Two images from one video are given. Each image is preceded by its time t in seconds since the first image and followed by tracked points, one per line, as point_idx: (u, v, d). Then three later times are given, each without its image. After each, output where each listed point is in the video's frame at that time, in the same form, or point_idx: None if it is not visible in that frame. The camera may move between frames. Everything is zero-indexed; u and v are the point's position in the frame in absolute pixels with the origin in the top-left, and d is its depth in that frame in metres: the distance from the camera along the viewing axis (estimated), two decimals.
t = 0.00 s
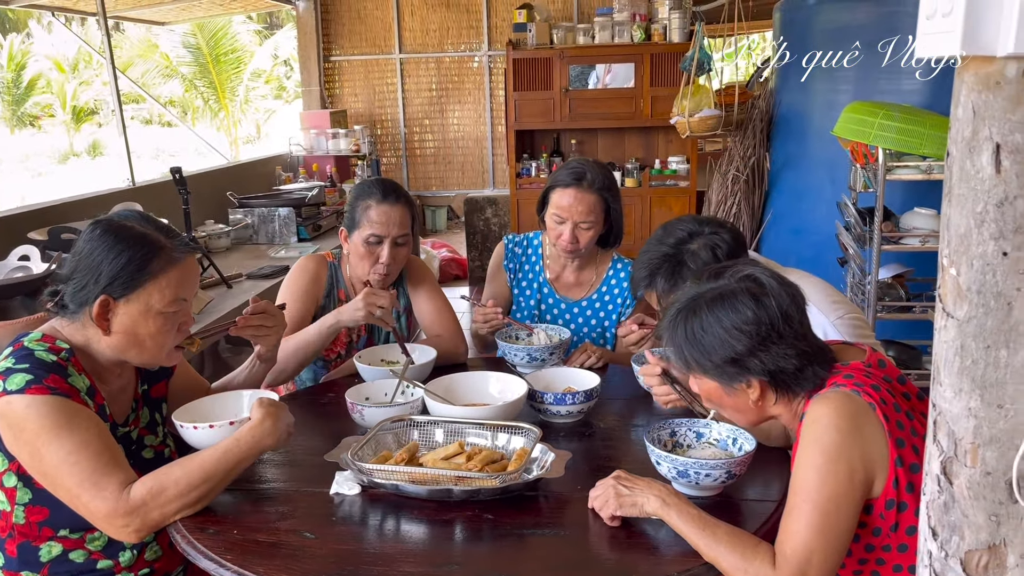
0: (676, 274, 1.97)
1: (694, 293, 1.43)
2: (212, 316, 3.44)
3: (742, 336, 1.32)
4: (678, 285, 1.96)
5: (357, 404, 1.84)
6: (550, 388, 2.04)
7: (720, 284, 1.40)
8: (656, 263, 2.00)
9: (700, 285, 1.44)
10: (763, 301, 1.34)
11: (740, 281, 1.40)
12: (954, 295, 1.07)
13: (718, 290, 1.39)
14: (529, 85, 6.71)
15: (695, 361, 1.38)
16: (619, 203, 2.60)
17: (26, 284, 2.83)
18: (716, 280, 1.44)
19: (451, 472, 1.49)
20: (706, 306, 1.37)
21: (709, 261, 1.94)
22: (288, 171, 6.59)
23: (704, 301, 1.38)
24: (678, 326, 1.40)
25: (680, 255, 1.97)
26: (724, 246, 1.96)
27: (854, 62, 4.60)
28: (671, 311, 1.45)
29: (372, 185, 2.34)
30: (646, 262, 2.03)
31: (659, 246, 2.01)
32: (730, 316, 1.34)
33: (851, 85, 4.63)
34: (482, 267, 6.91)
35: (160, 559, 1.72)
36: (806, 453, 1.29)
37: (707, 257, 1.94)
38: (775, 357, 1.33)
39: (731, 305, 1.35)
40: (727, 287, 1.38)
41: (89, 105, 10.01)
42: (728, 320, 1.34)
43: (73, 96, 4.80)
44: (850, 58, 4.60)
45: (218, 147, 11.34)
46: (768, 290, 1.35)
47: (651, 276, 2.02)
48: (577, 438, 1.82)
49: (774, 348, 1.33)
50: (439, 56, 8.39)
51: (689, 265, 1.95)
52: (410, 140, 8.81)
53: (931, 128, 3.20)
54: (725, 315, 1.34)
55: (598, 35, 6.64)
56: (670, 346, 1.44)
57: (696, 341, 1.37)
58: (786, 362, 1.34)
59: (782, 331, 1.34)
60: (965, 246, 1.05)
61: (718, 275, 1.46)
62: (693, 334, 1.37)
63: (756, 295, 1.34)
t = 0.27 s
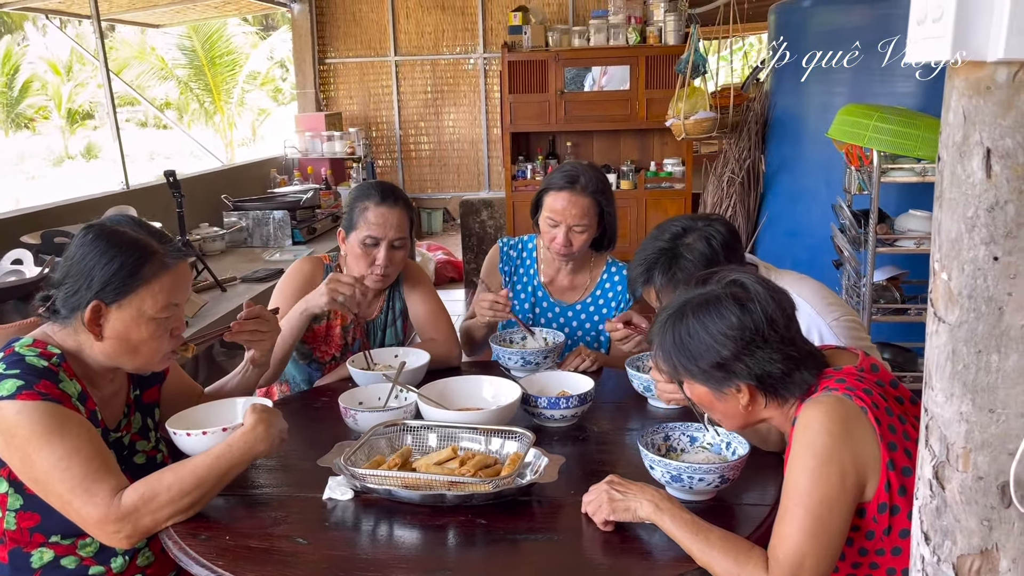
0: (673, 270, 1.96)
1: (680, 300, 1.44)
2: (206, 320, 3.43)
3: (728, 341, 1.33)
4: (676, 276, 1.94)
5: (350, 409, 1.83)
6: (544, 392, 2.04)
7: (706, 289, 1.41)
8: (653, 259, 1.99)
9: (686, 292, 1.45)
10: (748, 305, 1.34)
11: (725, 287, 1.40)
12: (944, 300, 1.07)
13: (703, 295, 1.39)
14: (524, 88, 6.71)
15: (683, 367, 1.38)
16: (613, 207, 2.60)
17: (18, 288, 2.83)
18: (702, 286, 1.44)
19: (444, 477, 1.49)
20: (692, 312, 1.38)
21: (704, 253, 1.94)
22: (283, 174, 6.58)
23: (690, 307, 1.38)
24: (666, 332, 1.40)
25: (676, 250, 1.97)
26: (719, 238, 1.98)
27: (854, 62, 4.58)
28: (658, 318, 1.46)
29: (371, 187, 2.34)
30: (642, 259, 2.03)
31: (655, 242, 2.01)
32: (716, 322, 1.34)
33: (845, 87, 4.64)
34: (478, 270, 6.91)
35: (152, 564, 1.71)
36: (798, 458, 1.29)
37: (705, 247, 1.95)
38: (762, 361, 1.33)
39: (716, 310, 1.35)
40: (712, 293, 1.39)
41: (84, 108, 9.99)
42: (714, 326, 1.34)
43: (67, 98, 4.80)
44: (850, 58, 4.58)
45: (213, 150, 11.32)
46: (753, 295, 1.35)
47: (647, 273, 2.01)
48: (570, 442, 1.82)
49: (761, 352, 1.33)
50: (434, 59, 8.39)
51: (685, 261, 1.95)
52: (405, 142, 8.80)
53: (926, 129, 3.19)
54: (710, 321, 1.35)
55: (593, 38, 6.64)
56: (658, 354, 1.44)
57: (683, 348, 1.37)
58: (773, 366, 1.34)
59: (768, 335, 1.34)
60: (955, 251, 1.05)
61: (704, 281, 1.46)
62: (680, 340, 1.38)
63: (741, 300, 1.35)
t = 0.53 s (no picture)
0: (663, 267, 1.95)
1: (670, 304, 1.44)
2: (199, 324, 3.42)
3: (716, 344, 1.33)
4: (667, 274, 1.94)
5: (342, 414, 1.83)
6: (536, 396, 2.04)
7: (694, 294, 1.41)
8: (644, 257, 1.99)
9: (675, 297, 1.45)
10: (735, 309, 1.35)
11: (714, 291, 1.40)
12: (934, 306, 1.07)
13: (691, 299, 1.39)
14: (519, 91, 6.72)
15: (672, 372, 1.38)
16: (606, 211, 2.60)
17: (9, 292, 2.83)
18: (690, 290, 1.44)
19: (435, 483, 1.48)
20: (681, 316, 1.38)
21: (695, 250, 1.94)
22: (278, 177, 6.57)
23: (678, 311, 1.39)
24: (655, 337, 1.41)
25: (667, 248, 1.97)
26: (710, 236, 1.98)
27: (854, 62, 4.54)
28: (648, 323, 1.46)
29: (362, 192, 2.34)
30: (633, 258, 2.02)
31: (645, 241, 2.01)
32: (704, 326, 1.34)
33: (839, 90, 4.64)
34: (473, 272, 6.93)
35: (143, 570, 1.70)
36: (788, 463, 1.29)
37: (696, 244, 1.95)
38: (750, 364, 1.33)
39: (704, 314, 1.35)
40: (700, 297, 1.39)
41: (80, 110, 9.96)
42: (702, 330, 1.34)
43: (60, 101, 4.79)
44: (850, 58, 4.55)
45: (209, 153, 11.31)
46: (741, 298, 1.36)
47: (638, 271, 2.00)
48: (562, 447, 1.82)
49: (749, 356, 1.33)
50: (429, 62, 8.39)
51: (675, 258, 1.94)
52: (400, 144, 8.80)
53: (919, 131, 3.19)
54: (698, 325, 1.35)
55: (588, 40, 6.63)
56: (648, 359, 1.44)
57: (673, 352, 1.37)
58: (762, 369, 1.34)
59: (756, 338, 1.34)
60: (943, 257, 1.05)
61: (693, 285, 1.46)
62: (669, 344, 1.38)
63: (729, 303, 1.35)
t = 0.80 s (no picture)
0: (654, 270, 1.95)
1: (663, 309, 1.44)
2: (192, 329, 3.41)
3: (710, 348, 1.32)
4: (659, 276, 1.93)
5: (333, 420, 1.82)
6: (529, 402, 2.03)
7: (687, 298, 1.41)
8: (636, 259, 1.98)
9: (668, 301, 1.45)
10: (729, 312, 1.34)
11: (706, 295, 1.40)
12: (923, 312, 1.07)
13: (684, 303, 1.39)
14: (514, 94, 6.72)
15: (666, 376, 1.38)
16: (600, 218, 2.60)
17: None
18: (683, 295, 1.44)
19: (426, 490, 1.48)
20: (674, 320, 1.37)
21: (686, 252, 1.94)
22: (272, 180, 6.56)
23: (672, 315, 1.38)
24: (648, 342, 1.40)
25: (658, 250, 1.96)
26: (701, 238, 1.98)
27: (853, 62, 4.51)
28: (641, 328, 1.45)
29: (350, 196, 2.34)
30: (625, 260, 2.02)
31: (637, 243, 2.01)
32: (698, 329, 1.34)
33: (834, 93, 4.64)
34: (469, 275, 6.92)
35: None
36: (781, 469, 1.28)
37: (687, 246, 1.95)
38: (744, 367, 1.33)
39: (697, 318, 1.35)
40: (692, 301, 1.39)
41: (74, 113, 9.93)
42: (696, 334, 1.34)
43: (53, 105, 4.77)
44: (850, 58, 4.52)
45: (204, 156, 11.28)
46: (734, 302, 1.35)
47: (630, 273, 2.00)
48: (555, 453, 1.81)
49: (743, 359, 1.33)
50: (423, 65, 8.39)
51: (667, 260, 1.94)
52: (395, 148, 8.79)
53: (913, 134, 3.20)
54: (692, 328, 1.35)
55: (583, 43, 6.64)
56: (641, 364, 1.44)
57: (666, 356, 1.37)
58: (756, 373, 1.33)
59: (749, 341, 1.33)
60: (933, 263, 1.05)
61: (685, 290, 1.46)
62: (663, 348, 1.37)
63: (722, 307, 1.35)
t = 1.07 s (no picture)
0: (652, 269, 1.94)
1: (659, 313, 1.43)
2: (187, 332, 3.40)
3: (707, 352, 1.32)
4: (656, 275, 1.93)
5: (327, 424, 1.81)
6: (524, 406, 2.03)
7: (683, 302, 1.40)
8: (632, 258, 1.98)
9: (663, 305, 1.44)
10: (725, 316, 1.34)
11: (702, 299, 1.40)
12: (917, 317, 1.07)
13: (680, 307, 1.39)
14: (510, 97, 6.72)
15: (663, 381, 1.38)
16: (598, 222, 2.60)
17: None
18: (679, 298, 1.44)
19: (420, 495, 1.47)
20: (670, 324, 1.37)
21: (684, 252, 1.94)
22: (268, 183, 6.55)
23: (668, 320, 1.38)
24: (645, 347, 1.40)
25: (655, 250, 1.96)
26: (698, 237, 1.98)
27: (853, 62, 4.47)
28: (637, 334, 1.45)
29: (332, 198, 2.35)
30: (622, 259, 2.01)
31: (634, 242, 2.01)
32: (695, 333, 1.34)
33: (829, 96, 4.65)
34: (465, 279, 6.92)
35: None
36: (777, 473, 1.28)
37: (685, 245, 1.95)
38: (741, 371, 1.33)
39: (694, 322, 1.35)
40: (688, 305, 1.38)
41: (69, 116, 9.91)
42: (693, 338, 1.34)
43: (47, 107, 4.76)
44: (851, 58, 4.47)
45: (199, 159, 11.26)
46: (730, 305, 1.35)
47: (626, 273, 1.99)
48: (550, 457, 1.81)
49: (739, 363, 1.32)
50: (419, 68, 8.39)
51: (664, 259, 1.94)
52: (391, 151, 8.78)
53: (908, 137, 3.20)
54: (688, 333, 1.34)
55: (579, 47, 6.64)
56: (638, 369, 1.43)
57: (663, 361, 1.36)
58: (753, 377, 1.33)
59: (746, 345, 1.33)
60: (926, 267, 1.05)
61: (681, 294, 1.46)
62: (660, 353, 1.37)
63: (718, 311, 1.35)
